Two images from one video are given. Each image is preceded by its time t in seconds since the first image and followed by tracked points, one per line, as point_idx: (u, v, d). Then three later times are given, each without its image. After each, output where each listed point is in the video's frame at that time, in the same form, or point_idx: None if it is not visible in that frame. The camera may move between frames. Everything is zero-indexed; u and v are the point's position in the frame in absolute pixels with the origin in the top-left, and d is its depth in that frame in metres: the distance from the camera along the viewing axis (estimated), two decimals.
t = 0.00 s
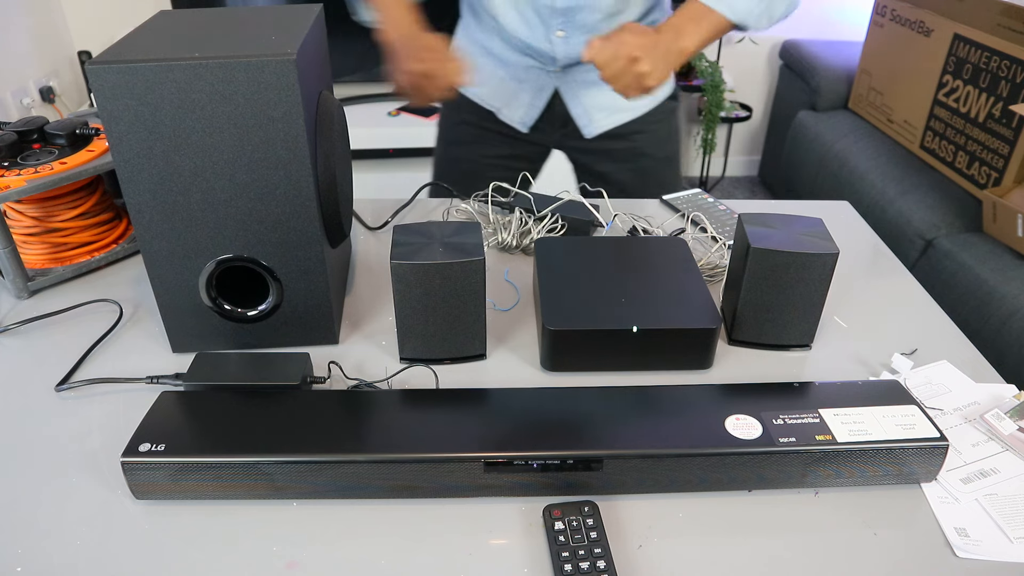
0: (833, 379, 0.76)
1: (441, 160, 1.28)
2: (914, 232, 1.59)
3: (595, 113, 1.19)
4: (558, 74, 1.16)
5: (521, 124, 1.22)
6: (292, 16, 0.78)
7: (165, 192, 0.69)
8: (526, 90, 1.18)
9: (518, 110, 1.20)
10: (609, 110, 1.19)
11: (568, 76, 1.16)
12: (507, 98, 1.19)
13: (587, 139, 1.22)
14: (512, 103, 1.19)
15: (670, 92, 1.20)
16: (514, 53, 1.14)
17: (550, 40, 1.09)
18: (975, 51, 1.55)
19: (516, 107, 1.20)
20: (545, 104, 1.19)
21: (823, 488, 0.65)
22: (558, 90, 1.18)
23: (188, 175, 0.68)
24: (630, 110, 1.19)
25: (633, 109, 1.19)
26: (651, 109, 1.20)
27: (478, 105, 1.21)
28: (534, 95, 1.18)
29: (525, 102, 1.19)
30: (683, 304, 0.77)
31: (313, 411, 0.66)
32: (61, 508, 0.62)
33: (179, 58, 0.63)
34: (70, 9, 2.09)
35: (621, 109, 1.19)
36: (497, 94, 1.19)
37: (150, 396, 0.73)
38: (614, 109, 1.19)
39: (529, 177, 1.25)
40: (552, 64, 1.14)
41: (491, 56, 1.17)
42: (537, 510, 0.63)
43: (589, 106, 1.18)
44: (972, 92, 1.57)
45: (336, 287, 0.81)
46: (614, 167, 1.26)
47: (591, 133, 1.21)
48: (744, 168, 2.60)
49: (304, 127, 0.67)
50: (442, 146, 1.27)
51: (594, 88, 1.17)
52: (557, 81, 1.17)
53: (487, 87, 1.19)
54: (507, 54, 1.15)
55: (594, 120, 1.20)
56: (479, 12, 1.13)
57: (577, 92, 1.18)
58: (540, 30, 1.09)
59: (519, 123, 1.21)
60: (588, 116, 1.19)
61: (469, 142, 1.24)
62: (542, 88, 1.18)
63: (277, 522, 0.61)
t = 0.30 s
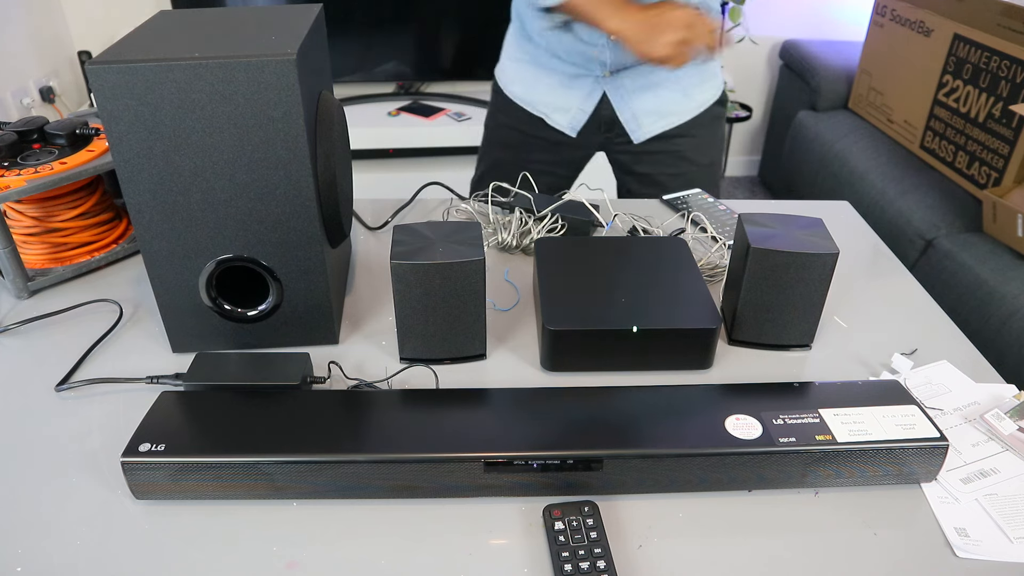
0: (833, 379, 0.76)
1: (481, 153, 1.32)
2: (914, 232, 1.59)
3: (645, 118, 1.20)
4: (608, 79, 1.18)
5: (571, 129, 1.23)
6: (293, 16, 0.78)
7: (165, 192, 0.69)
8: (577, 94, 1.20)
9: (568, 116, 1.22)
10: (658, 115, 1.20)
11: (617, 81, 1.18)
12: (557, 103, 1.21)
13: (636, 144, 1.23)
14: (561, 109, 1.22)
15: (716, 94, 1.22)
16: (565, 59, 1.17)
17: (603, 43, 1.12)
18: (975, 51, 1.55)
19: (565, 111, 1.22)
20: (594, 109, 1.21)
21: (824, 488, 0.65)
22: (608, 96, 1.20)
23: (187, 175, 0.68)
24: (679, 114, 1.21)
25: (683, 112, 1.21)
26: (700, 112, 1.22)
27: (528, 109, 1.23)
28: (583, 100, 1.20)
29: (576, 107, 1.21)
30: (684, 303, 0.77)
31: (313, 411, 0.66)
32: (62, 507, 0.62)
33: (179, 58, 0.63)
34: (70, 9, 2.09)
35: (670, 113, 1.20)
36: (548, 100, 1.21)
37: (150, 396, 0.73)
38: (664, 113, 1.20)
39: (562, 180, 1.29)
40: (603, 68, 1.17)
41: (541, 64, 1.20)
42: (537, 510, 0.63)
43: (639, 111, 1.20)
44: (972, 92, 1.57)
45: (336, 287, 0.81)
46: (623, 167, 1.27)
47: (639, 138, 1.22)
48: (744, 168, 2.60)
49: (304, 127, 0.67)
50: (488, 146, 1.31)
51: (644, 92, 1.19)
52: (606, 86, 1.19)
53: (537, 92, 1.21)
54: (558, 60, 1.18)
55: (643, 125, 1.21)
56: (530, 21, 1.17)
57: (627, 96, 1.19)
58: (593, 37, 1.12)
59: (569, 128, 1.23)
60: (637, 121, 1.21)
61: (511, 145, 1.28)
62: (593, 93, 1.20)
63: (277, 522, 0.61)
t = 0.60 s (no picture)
0: (833, 379, 0.76)
1: (466, 155, 1.28)
2: (914, 232, 1.59)
3: (634, 119, 1.18)
4: (596, 82, 1.17)
5: (557, 134, 1.22)
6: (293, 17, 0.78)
7: (165, 192, 0.69)
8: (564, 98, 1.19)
9: (555, 121, 1.20)
10: (648, 115, 1.18)
11: (605, 84, 1.17)
12: (543, 108, 1.19)
13: (627, 147, 1.21)
14: (548, 114, 1.20)
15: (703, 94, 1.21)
16: (552, 63, 1.16)
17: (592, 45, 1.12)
18: (975, 51, 1.55)
19: (552, 116, 1.20)
20: (582, 113, 1.19)
21: (823, 488, 0.65)
22: (595, 99, 1.18)
23: (187, 176, 0.68)
24: (668, 114, 1.19)
25: (672, 112, 1.19)
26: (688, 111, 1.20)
27: (512, 115, 1.21)
28: (571, 105, 1.19)
29: (562, 113, 1.19)
30: (684, 303, 0.77)
31: (313, 411, 0.66)
32: (62, 507, 0.62)
33: (179, 58, 0.63)
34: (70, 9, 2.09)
35: (659, 113, 1.18)
36: (533, 105, 1.19)
37: (150, 396, 0.73)
38: (654, 114, 1.18)
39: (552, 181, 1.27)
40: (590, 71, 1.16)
41: (524, 70, 1.19)
42: (537, 510, 0.63)
43: (628, 112, 1.18)
44: (972, 92, 1.57)
45: (336, 287, 0.81)
46: (609, 170, 1.25)
47: (629, 139, 1.20)
48: (744, 168, 2.59)
49: (304, 127, 0.67)
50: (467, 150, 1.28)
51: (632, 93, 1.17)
52: (594, 89, 1.17)
53: (522, 99, 1.20)
54: (544, 65, 1.17)
55: (633, 126, 1.19)
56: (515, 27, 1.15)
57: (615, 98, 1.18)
58: (578, 40, 1.11)
59: (555, 133, 1.21)
60: (627, 123, 1.19)
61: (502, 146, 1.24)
62: (581, 97, 1.18)
63: (277, 522, 0.61)
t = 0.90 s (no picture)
0: (833, 379, 0.76)
1: (410, 154, 1.28)
2: (914, 232, 1.59)
3: (571, 119, 1.19)
4: (532, 83, 1.16)
5: (494, 133, 1.22)
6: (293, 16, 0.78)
7: (165, 192, 0.69)
8: (500, 98, 1.18)
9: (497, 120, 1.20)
10: (583, 115, 1.20)
11: (543, 84, 1.16)
12: (480, 108, 1.19)
13: (564, 145, 1.23)
14: (484, 112, 1.20)
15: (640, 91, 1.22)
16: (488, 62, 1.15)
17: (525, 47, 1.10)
18: (975, 51, 1.55)
19: (490, 115, 1.20)
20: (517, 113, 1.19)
21: (823, 488, 0.65)
22: (532, 99, 1.18)
23: (188, 176, 0.68)
24: (603, 114, 1.21)
25: (607, 113, 1.21)
26: (624, 111, 1.22)
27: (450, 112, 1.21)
28: (507, 105, 1.18)
29: (500, 112, 1.19)
30: (683, 303, 0.77)
31: (313, 411, 0.66)
32: (62, 507, 0.62)
33: (179, 58, 0.63)
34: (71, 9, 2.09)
35: (596, 113, 1.20)
36: (472, 105, 1.19)
37: (150, 396, 0.73)
38: (590, 114, 1.20)
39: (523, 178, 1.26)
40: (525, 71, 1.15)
41: (462, 68, 1.18)
42: (537, 510, 0.63)
43: (564, 114, 1.19)
44: (972, 92, 1.56)
45: (336, 287, 0.81)
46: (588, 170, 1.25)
47: (567, 139, 1.22)
48: (744, 168, 2.59)
49: (304, 127, 0.67)
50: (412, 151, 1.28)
51: (569, 94, 1.18)
52: (530, 90, 1.17)
53: (461, 97, 1.19)
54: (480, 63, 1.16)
55: (570, 126, 1.20)
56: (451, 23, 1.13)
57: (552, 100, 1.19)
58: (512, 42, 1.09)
59: (492, 133, 1.21)
60: (564, 123, 1.20)
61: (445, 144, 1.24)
62: (516, 97, 1.18)
63: (277, 522, 0.61)
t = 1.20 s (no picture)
0: (833, 379, 0.76)
1: (433, 151, 1.29)
2: (914, 232, 1.59)
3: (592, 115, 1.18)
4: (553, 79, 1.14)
5: (516, 129, 1.20)
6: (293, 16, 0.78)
7: (165, 192, 0.69)
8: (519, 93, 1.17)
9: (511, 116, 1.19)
10: (604, 111, 1.18)
11: (563, 80, 1.15)
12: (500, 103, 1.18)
13: (583, 142, 1.20)
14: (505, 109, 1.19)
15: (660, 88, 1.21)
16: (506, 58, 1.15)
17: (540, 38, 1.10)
18: (975, 51, 1.55)
19: (509, 111, 1.19)
20: (538, 109, 1.18)
21: (823, 488, 0.65)
22: (553, 95, 1.17)
23: (187, 175, 0.68)
24: (623, 109, 1.19)
25: (627, 109, 1.19)
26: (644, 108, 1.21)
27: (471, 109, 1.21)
28: (528, 100, 1.17)
29: (519, 109, 1.18)
30: (683, 303, 0.77)
31: (313, 411, 0.66)
32: (62, 507, 0.62)
33: (179, 58, 0.63)
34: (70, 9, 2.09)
35: (616, 109, 1.19)
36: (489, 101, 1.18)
37: (150, 396, 0.73)
38: (610, 110, 1.18)
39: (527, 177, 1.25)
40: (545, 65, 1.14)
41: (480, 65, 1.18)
42: (537, 510, 0.63)
43: (584, 109, 1.17)
44: (972, 92, 1.56)
45: (336, 287, 0.81)
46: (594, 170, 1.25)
47: (586, 135, 1.20)
48: (744, 168, 2.59)
49: (304, 127, 0.67)
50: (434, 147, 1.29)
51: (589, 89, 1.16)
52: (551, 86, 1.15)
53: (478, 94, 1.19)
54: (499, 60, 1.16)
55: (590, 122, 1.19)
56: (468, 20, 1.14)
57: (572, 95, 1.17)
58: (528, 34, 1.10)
59: (513, 129, 1.20)
60: (584, 119, 1.18)
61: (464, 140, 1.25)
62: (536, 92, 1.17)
63: (277, 522, 0.61)
